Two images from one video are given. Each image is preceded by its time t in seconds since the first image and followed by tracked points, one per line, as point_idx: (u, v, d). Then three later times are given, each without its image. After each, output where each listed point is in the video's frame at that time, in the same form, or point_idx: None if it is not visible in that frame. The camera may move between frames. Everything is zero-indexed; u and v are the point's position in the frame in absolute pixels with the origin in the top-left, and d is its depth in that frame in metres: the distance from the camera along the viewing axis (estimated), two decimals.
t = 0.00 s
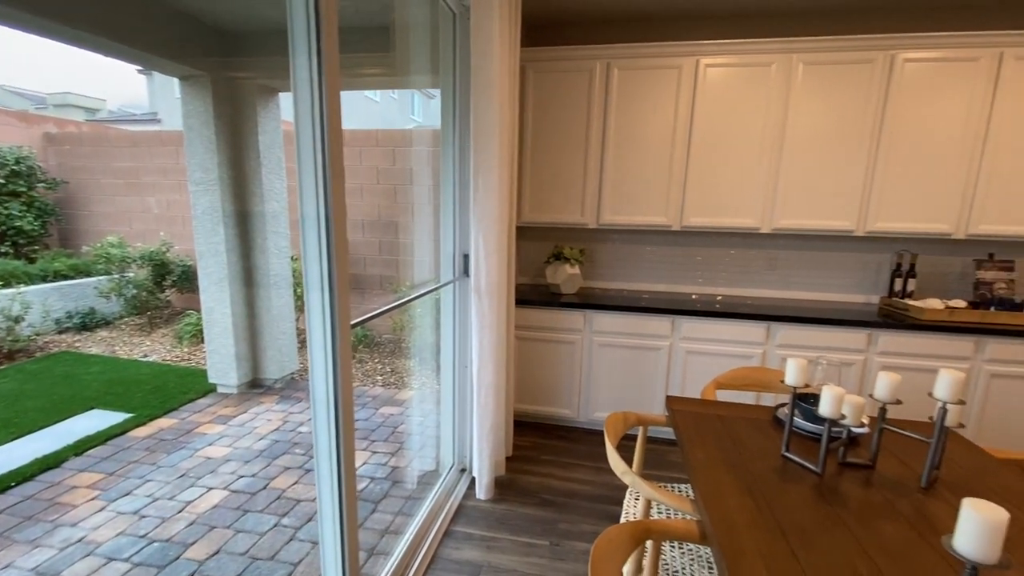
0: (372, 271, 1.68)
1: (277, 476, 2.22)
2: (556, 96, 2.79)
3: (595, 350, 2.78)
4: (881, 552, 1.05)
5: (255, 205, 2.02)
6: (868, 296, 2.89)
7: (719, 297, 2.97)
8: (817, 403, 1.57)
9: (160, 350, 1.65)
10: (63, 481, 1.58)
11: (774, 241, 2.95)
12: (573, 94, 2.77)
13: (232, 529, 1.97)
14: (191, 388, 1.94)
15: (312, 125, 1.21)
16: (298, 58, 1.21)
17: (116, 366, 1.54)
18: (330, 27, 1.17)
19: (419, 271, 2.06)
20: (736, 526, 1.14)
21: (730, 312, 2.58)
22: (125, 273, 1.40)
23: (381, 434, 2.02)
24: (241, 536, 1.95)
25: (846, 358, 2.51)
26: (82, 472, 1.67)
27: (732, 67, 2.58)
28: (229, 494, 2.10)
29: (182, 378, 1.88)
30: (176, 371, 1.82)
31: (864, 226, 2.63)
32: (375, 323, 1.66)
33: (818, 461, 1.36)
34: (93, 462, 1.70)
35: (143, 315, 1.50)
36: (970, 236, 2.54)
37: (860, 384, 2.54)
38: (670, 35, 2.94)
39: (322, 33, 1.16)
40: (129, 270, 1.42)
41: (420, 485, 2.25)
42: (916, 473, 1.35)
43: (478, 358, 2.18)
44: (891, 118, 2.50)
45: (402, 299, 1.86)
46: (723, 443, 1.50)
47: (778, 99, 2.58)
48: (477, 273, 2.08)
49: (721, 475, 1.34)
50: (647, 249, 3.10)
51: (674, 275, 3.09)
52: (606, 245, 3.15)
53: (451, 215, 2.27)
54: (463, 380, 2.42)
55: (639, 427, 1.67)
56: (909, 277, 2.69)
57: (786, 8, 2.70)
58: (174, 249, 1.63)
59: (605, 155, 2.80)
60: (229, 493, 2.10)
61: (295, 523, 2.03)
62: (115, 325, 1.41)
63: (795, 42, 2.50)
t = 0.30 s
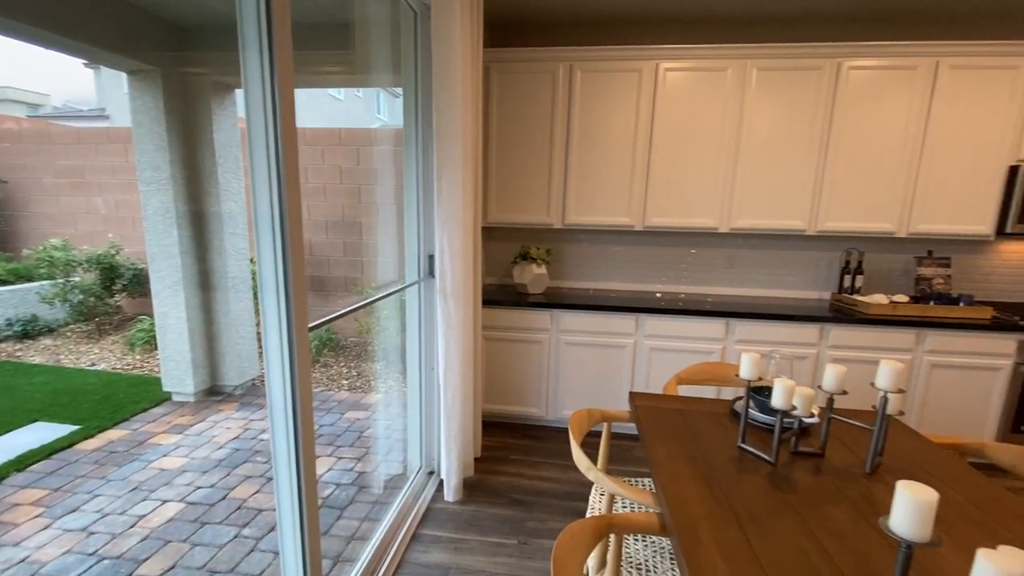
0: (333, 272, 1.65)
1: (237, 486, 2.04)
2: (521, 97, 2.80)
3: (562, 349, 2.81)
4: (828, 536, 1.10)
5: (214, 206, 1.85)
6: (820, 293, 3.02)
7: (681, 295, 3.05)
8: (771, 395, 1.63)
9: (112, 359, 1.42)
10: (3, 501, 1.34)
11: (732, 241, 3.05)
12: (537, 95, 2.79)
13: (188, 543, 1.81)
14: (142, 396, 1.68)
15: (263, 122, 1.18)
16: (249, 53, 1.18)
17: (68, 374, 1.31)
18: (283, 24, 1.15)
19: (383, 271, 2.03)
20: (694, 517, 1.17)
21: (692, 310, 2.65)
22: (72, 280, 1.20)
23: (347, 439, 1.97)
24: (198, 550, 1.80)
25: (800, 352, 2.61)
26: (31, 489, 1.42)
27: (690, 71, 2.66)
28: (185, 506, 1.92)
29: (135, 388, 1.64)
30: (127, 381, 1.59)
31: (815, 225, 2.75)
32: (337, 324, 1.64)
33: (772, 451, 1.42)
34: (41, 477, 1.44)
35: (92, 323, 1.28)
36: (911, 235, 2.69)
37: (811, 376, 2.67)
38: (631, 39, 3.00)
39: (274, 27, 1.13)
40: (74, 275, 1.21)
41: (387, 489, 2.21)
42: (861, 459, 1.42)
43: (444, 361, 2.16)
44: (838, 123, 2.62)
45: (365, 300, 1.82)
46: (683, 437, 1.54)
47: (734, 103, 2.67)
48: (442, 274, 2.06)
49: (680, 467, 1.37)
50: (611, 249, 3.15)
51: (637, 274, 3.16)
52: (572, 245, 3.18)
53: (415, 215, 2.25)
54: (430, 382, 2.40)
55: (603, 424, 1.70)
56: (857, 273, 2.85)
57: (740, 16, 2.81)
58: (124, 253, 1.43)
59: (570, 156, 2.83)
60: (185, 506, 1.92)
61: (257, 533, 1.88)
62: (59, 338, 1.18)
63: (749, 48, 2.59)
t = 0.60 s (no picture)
0: (293, 273, 1.61)
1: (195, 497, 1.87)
2: (486, 97, 2.80)
3: (531, 348, 2.83)
4: (781, 521, 1.15)
5: (169, 206, 1.58)
6: (776, 289, 3.14)
7: (645, 293, 3.12)
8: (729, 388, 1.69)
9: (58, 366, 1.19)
10: None
11: (694, 240, 3.14)
12: (502, 95, 2.79)
13: (141, 559, 1.69)
14: (93, 407, 1.43)
15: (215, 117, 1.14)
16: (198, 46, 1.14)
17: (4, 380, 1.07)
18: (234, 18, 1.11)
19: (347, 272, 1.99)
20: (656, 508, 1.20)
21: (656, 307, 2.71)
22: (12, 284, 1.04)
23: (311, 444, 1.93)
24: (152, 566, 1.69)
25: (758, 346, 2.71)
26: None
27: (652, 74, 2.72)
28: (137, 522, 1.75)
29: (85, 397, 1.39)
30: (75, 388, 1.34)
31: (771, 224, 2.85)
32: (300, 326, 1.60)
33: (730, 442, 1.46)
34: None
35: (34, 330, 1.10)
36: (860, 233, 2.83)
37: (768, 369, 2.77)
38: (595, 41, 3.05)
39: (224, 19, 1.10)
40: (15, 278, 1.05)
41: (354, 494, 2.18)
42: (813, 448, 1.48)
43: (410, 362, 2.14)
44: (792, 126, 2.73)
45: (330, 300, 1.78)
46: (646, 431, 1.57)
47: (694, 106, 2.74)
48: (407, 274, 2.04)
49: (643, 460, 1.40)
50: (577, 248, 3.19)
51: (603, 273, 3.21)
52: (540, 245, 3.20)
53: (378, 215, 2.21)
54: (397, 384, 2.37)
55: (570, 421, 1.71)
56: (811, 270, 2.98)
57: (698, 21, 2.89)
58: (71, 255, 1.22)
59: (535, 156, 2.85)
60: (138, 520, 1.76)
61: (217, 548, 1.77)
62: None
63: (707, 53, 2.67)
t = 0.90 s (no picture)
0: (254, 273, 1.55)
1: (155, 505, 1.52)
2: (452, 95, 2.79)
3: (500, 346, 2.83)
4: (739, 508, 1.19)
5: (123, 205, 1.20)
6: (737, 286, 3.24)
7: (612, 291, 3.16)
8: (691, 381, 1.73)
9: None
10: None
11: (658, 238, 3.20)
12: (469, 93, 2.78)
13: None
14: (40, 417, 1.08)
15: (163, 112, 1.10)
16: (143, 38, 1.09)
17: None
18: (182, 9, 1.08)
19: (310, 272, 1.94)
20: (621, 501, 1.21)
21: (623, 305, 2.75)
22: None
23: (276, 450, 1.87)
24: None
25: (721, 341, 2.79)
26: None
27: (617, 75, 2.76)
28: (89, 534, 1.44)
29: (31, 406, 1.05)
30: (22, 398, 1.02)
31: (732, 222, 2.94)
32: (261, 328, 1.56)
33: (692, 434, 1.50)
34: None
35: None
36: (815, 231, 2.95)
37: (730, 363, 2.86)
38: (560, 42, 3.08)
39: (170, 11, 1.06)
40: None
41: (320, 500, 2.13)
42: (771, 437, 1.54)
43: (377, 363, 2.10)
44: (751, 128, 2.82)
45: (293, 300, 1.74)
46: (612, 426, 1.60)
47: (657, 106, 2.80)
48: (373, 274, 2.01)
49: (609, 455, 1.42)
50: (545, 247, 3.21)
51: (571, 272, 3.24)
52: (508, 244, 3.21)
53: (342, 214, 2.17)
54: (364, 387, 2.33)
55: (538, 418, 1.72)
56: (770, 267, 3.09)
57: (660, 24, 2.96)
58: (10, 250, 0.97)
59: (503, 155, 2.85)
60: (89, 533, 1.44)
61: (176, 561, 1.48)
62: None
63: (669, 55, 2.73)
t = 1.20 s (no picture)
0: (215, 274, 1.50)
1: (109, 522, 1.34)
2: (420, 93, 2.76)
3: (472, 346, 2.82)
4: (704, 498, 1.22)
5: (72, 204, 1.08)
6: (703, 283, 3.32)
7: (583, 289, 3.20)
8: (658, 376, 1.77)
9: None
10: None
11: (627, 237, 3.26)
12: (438, 91, 2.76)
13: None
14: None
15: (113, 109, 1.06)
16: (88, 29, 1.02)
17: None
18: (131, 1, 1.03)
19: (275, 272, 1.89)
20: (590, 495, 1.23)
21: (593, 303, 2.79)
22: None
23: (243, 457, 1.82)
24: None
25: (688, 337, 2.85)
26: None
27: (585, 75, 2.79)
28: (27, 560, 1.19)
29: None
30: None
31: (697, 221, 3.01)
32: (224, 330, 1.52)
33: (660, 428, 1.53)
34: None
35: None
36: (776, 229, 3.05)
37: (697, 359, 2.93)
38: (529, 42, 3.11)
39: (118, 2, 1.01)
40: None
41: (288, 506, 2.08)
42: (734, 429, 1.58)
43: (346, 366, 2.05)
44: (714, 129, 2.90)
45: (257, 302, 1.70)
46: (581, 421, 1.62)
47: (624, 107, 2.84)
48: (340, 275, 1.97)
49: (579, 450, 1.44)
50: (516, 246, 3.22)
51: (542, 271, 3.26)
52: (479, 244, 3.20)
53: (308, 214, 2.13)
54: (332, 389, 2.29)
55: (510, 416, 1.72)
56: (733, 265, 3.19)
57: (626, 26, 3.02)
58: None
59: (473, 153, 2.85)
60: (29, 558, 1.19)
61: None
62: None
63: (636, 57, 2.78)
